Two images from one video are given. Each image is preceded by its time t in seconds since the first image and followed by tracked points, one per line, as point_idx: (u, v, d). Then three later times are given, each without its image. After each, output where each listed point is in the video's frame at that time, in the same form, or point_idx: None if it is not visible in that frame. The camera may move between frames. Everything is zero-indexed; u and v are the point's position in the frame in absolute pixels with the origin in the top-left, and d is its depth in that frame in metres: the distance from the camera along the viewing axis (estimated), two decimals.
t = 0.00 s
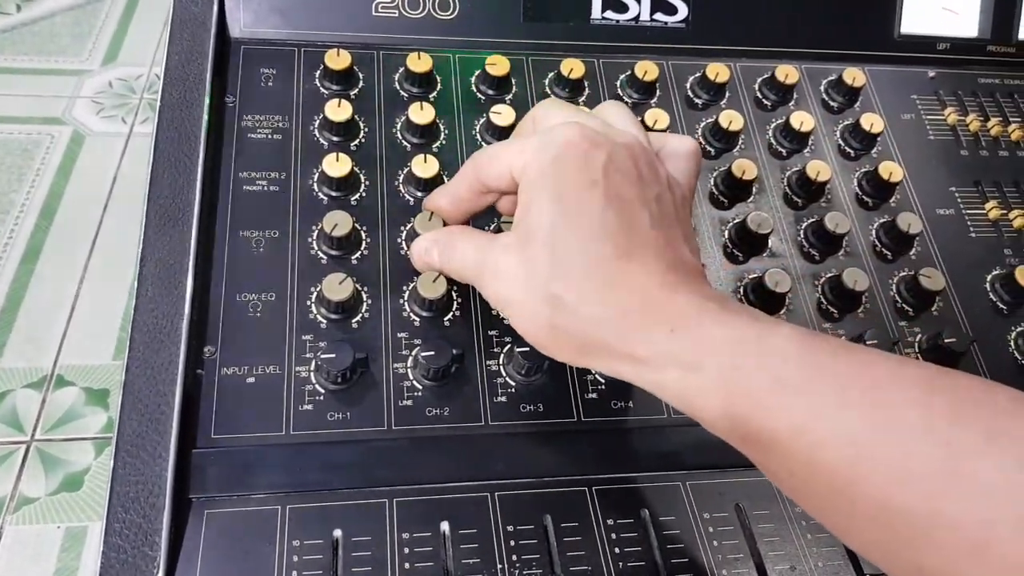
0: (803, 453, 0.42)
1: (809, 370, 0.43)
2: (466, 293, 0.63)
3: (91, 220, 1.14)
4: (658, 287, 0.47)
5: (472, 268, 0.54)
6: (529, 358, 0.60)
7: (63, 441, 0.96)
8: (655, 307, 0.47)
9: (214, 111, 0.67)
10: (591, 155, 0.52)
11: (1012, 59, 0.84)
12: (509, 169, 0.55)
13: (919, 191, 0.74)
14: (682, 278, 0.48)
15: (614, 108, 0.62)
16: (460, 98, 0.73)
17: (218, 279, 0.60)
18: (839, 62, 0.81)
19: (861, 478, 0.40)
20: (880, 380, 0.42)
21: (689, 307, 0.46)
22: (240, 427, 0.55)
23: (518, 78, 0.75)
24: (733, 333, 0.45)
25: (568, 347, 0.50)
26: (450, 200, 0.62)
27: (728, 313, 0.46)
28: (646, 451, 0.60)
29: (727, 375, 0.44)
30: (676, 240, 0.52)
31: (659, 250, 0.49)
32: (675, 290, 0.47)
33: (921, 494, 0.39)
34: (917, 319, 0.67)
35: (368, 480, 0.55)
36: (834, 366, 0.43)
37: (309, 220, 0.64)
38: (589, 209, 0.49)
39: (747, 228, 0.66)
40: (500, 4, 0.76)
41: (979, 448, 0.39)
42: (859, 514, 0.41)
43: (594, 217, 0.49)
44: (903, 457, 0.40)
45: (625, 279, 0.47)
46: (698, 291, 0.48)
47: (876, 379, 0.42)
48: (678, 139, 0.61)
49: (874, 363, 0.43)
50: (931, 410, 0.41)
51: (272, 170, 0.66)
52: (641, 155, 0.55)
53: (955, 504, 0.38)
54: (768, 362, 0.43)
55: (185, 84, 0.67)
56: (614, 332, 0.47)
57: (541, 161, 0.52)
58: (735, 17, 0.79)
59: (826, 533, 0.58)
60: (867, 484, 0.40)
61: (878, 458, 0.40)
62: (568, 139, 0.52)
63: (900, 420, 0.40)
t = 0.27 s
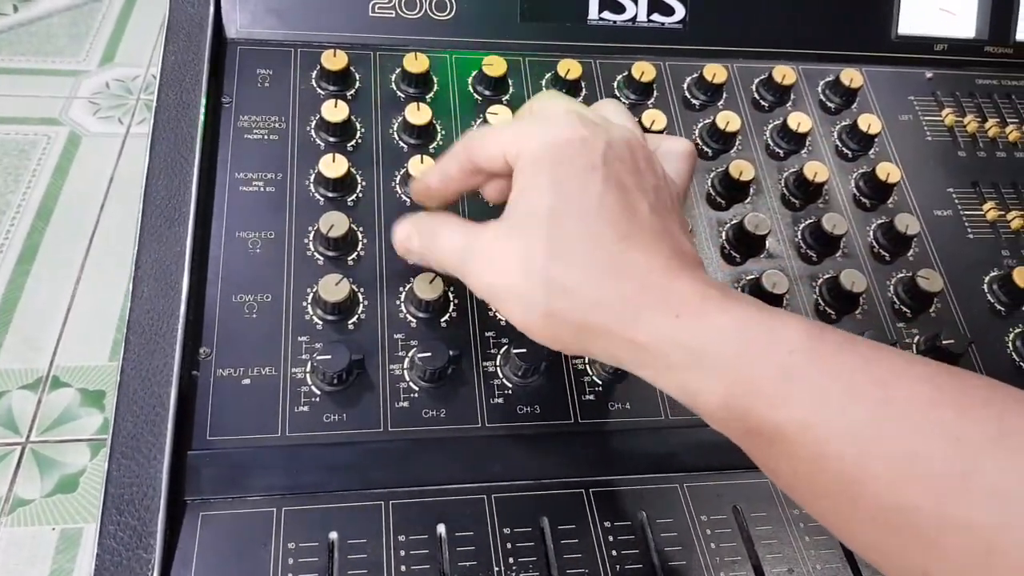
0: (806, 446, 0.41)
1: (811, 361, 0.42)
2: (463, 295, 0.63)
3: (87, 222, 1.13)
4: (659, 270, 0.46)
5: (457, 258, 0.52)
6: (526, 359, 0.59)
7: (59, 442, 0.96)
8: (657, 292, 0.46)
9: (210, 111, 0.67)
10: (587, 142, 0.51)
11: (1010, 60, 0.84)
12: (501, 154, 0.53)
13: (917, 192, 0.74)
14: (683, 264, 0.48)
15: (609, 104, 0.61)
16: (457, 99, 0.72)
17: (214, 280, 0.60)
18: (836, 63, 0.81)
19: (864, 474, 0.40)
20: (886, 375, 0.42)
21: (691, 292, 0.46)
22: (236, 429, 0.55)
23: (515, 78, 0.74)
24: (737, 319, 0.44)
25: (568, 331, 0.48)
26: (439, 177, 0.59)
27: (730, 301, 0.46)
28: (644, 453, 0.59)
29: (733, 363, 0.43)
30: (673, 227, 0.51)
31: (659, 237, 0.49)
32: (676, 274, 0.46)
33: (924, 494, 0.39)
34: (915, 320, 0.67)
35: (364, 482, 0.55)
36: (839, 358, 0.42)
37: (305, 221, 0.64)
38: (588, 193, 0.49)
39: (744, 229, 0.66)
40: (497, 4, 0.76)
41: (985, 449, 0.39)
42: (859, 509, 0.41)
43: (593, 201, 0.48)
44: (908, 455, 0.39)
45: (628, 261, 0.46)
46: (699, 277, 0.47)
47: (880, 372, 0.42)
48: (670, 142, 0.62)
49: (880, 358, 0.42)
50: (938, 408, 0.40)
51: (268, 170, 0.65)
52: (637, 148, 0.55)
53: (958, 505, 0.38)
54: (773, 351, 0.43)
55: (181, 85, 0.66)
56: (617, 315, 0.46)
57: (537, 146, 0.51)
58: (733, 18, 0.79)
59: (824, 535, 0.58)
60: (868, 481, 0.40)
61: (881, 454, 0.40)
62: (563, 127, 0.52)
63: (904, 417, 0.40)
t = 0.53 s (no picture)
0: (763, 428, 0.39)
1: (790, 350, 0.40)
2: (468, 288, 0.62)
3: (90, 216, 1.13)
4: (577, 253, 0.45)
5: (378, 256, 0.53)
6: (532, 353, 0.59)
7: (62, 436, 0.96)
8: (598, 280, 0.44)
9: (214, 104, 0.66)
10: (486, 131, 0.51)
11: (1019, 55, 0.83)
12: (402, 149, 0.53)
13: (926, 187, 0.73)
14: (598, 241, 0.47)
15: (512, 80, 0.60)
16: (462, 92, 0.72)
17: (218, 272, 0.60)
18: (844, 58, 0.80)
19: (825, 458, 0.38)
20: (861, 360, 0.39)
21: (614, 274, 0.44)
22: (242, 422, 0.55)
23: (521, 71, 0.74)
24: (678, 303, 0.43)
25: (514, 325, 0.47)
26: (334, 185, 0.58)
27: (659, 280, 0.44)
28: (651, 448, 0.59)
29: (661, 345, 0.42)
30: (584, 202, 0.51)
31: (571, 217, 0.48)
32: (596, 257, 0.45)
33: (898, 483, 0.36)
34: (924, 316, 0.67)
35: (370, 475, 0.55)
36: (798, 338, 0.40)
37: (311, 214, 0.63)
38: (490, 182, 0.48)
39: (752, 223, 0.66)
40: None
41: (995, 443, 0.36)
42: (821, 497, 0.39)
43: (499, 189, 0.48)
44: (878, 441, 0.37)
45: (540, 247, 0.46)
46: (618, 254, 0.46)
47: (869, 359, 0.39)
48: (584, 113, 0.60)
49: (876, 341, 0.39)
50: (924, 393, 0.37)
51: (272, 163, 0.65)
52: (540, 129, 0.55)
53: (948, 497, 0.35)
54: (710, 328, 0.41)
55: (185, 77, 0.66)
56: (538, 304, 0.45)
57: (439, 141, 0.51)
58: (740, 12, 0.78)
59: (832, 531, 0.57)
60: (832, 467, 0.38)
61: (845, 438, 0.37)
62: (460, 117, 0.52)
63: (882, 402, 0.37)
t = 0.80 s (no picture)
0: (731, 429, 0.40)
1: (772, 352, 0.40)
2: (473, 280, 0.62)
3: (90, 209, 1.12)
4: (552, 255, 0.46)
5: (371, 246, 0.54)
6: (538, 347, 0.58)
7: (64, 430, 0.95)
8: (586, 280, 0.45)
9: (216, 93, 0.65)
10: (483, 120, 0.50)
11: None
12: (404, 138, 0.53)
13: (936, 180, 0.73)
14: (581, 244, 0.47)
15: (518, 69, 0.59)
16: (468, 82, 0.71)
17: (221, 264, 0.59)
18: (853, 49, 0.79)
19: (790, 457, 0.38)
20: (845, 361, 0.39)
21: (586, 276, 0.45)
22: (245, 415, 0.54)
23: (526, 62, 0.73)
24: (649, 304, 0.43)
25: (504, 319, 0.47)
26: (356, 169, 0.59)
27: (631, 282, 0.45)
28: (658, 442, 0.58)
29: (630, 346, 0.43)
30: (574, 199, 0.51)
31: (556, 216, 0.48)
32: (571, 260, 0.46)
33: (867, 481, 0.36)
34: (934, 310, 0.66)
35: (375, 470, 0.54)
36: (767, 339, 0.40)
37: (314, 205, 0.63)
38: (479, 175, 0.48)
39: (761, 216, 0.65)
40: None
41: (982, 440, 0.35)
42: (794, 497, 0.39)
43: (489, 183, 0.47)
44: (846, 438, 0.37)
45: (523, 245, 0.46)
46: (597, 256, 0.47)
47: (841, 358, 0.39)
48: (591, 100, 0.60)
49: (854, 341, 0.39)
50: (898, 392, 0.37)
51: (276, 154, 0.64)
52: (541, 120, 0.54)
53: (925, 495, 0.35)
54: (680, 329, 0.42)
55: (187, 66, 0.65)
56: (509, 303, 0.46)
57: (435, 131, 0.50)
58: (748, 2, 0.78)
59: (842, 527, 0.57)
60: (798, 465, 0.38)
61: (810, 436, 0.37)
62: (458, 106, 0.51)
63: (848, 399, 0.37)
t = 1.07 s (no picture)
0: (734, 439, 0.40)
1: (770, 356, 0.40)
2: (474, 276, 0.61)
3: (90, 204, 1.12)
4: (558, 261, 0.46)
5: (372, 248, 0.53)
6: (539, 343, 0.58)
7: (62, 425, 0.95)
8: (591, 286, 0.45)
9: (217, 88, 0.65)
10: (498, 123, 0.51)
11: None
12: (416, 137, 0.53)
13: (937, 178, 0.73)
14: (586, 250, 0.47)
15: (535, 74, 0.61)
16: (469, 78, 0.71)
17: (221, 259, 0.59)
18: (855, 46, 0.79)
19: (793, 467, 0.38)
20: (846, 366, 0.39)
21: (592, 283, 0.45)
22: (245, 410, 0.54)
23: (528, 58, 0.73)
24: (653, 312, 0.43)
25: (507, 322, 0.47)
26: (363, 162, 0.59)
27: (635, 289, 0.44)
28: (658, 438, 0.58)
29: (632, 355, 0.43)
30: (582, 204, 0.51)
31: (563, 222, 0.48)
32: (577, 267, 0.46)
33: (871, 492, 0.36)
34: (934, 308, 0.66)
35: (374, 466, 0.54)
36: (773, 348, 0.40)
37: (314, 200, 0.62)
38: (490, 179, 0.48)
39: (762, 213, 0.65)
40: None
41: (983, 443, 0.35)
42: (796, 507, 0.38)
43: (499, 187, 0.48)
44: (851, 449, 0.37)
45: (528, 252, 0.46)
46: (602, 263, 0.47)
47: (847, 368, 0.38)
48: (605, 108, 0.60)
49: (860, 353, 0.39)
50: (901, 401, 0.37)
51: (276, 149, 0.64)
52: (555, 125, 0.54)
53: (929, 502, 0.35)
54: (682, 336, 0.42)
55: (188, 61, 0.65)
56: (513, 308, 0.47)
57: (449, 133, 0.51)
58: None
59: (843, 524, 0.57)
60: (802, 476, 0.38)
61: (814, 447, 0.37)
62: (471, 109, 0.51)
63: (854, 410, 0.37)
